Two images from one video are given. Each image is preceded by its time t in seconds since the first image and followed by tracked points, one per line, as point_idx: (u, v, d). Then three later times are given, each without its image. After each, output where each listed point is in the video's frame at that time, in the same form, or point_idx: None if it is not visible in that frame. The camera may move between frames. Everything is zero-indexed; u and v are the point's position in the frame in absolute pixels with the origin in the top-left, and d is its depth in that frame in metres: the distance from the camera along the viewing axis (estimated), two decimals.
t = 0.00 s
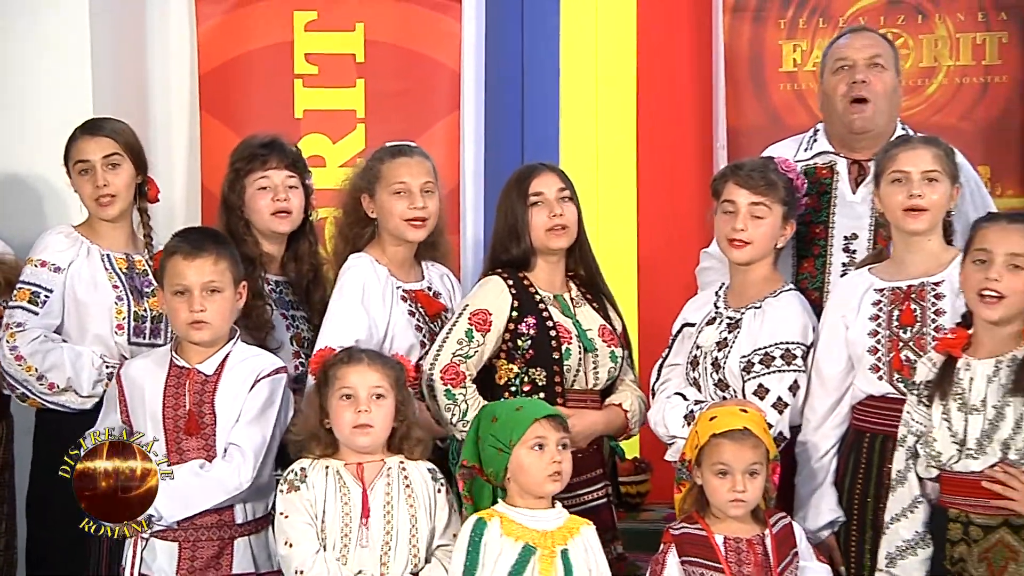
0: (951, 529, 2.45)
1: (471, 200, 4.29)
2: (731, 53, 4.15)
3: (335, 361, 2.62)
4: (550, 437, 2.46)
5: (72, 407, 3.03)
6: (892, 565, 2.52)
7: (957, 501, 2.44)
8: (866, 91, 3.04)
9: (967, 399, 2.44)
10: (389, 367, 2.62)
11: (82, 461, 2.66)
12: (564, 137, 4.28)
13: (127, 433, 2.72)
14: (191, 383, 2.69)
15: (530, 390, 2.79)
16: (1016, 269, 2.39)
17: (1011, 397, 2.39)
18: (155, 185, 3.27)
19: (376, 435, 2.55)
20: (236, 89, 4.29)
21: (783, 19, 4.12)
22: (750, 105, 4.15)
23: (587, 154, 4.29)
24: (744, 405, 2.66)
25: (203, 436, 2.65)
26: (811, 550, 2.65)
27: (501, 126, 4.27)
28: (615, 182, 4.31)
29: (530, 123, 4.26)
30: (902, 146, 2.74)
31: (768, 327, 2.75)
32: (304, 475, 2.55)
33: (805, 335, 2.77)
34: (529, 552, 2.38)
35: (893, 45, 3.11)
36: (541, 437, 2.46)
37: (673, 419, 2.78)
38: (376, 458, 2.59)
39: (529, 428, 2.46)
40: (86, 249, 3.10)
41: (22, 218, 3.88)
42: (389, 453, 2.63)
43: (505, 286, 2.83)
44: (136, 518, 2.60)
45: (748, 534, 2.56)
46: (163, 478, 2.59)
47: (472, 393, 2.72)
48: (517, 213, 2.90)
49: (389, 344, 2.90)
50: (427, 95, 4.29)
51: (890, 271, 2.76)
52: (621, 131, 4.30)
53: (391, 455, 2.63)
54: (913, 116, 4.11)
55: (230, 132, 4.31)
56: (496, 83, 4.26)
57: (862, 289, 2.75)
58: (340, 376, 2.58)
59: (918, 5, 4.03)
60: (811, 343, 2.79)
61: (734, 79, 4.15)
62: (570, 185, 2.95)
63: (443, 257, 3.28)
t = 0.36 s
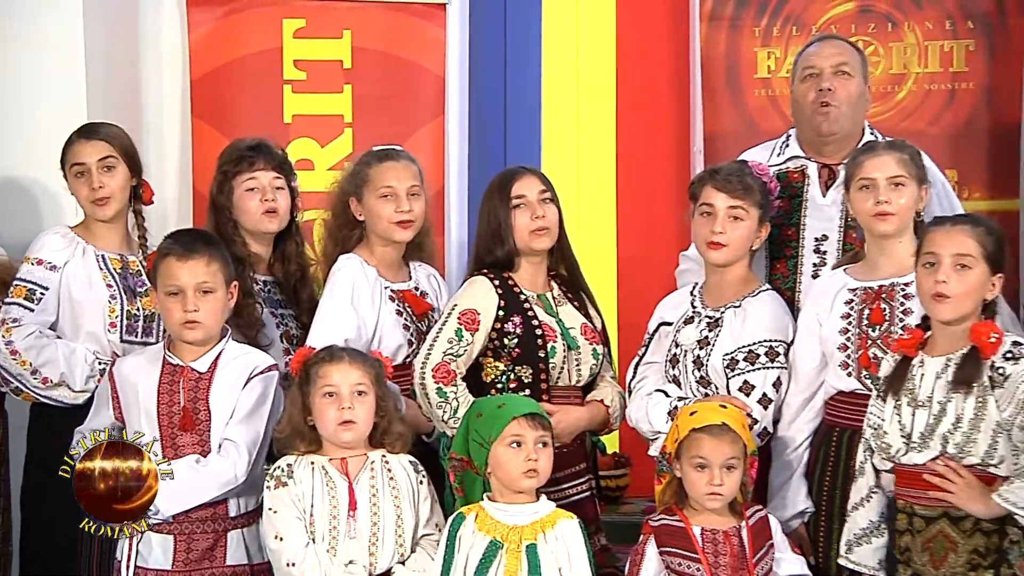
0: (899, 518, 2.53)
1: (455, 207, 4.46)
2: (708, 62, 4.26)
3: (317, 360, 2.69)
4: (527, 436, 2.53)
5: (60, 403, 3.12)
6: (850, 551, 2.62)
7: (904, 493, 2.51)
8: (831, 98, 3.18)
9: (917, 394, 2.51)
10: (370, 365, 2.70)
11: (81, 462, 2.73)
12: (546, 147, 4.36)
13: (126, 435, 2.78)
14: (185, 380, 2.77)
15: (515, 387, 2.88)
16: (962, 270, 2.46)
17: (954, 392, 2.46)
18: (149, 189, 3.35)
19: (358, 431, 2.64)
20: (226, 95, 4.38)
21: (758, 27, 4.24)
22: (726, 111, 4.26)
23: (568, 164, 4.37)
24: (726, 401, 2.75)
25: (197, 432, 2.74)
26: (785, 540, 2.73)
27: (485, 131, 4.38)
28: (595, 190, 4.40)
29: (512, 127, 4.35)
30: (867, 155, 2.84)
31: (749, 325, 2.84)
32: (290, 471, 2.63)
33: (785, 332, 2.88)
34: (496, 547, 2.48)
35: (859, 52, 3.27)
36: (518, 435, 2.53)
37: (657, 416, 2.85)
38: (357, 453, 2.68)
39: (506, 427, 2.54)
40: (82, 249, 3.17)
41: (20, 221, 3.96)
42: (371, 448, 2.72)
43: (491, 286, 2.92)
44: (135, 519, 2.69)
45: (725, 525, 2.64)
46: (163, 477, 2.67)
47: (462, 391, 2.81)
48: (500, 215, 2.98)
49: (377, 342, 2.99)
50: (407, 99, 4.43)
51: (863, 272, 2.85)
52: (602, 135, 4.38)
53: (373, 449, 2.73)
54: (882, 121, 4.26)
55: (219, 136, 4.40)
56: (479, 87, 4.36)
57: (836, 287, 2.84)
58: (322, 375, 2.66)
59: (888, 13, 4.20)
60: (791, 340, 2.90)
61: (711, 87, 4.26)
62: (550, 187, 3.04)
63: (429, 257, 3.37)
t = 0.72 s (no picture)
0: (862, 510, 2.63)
1: (439, 206, 4.59)
2: (683, 69, 4.38)
3: (303, 358, 2.79)
4: (517, 435, 2.65)
5: (63, 401, 3.22)
6: (813, 538, 2.71)
7: (868, 485, 2.61)
8: (808, 107, 3.30)
9: (882, 389, 2.60)
10: (356, 362, 2.79)
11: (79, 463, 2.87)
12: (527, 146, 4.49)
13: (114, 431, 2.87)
14: (177, 377, 2.86)
15: (490, 383, 2.98)
16: (928, 271, 2.55)
17: (919, 388, 2.55)
18: (136, 196, 3.46)
19: (336, 426, 2.72)
20: (216, 96, 4.44)
21: (731, 35, 4.36)
22: (700, 113, 4.38)
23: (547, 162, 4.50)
24: (707, 399, 2.83)
25: (189, 428, 2.83)
26: (757, 536, 2.82)
27: (467, 134, 4.50)
28: (574, 188, 4.53)
29: (494, 131, 4.46)
30: (839, 159, 2.93)
31: (729, 324, 2.92)
32: (273, 463, 2.76)
33: (762, 328, 2.97)
34: (518, 536, 2.58)
35: (834, 62, 3.38)
36: (509, 436, 2.64)
37: (641, 413, 2.89)
38: (342, 448, 2.76)
39: (499, 426, 2.64)
40: (73, 251, 3.27)
41: (19, 224, 4.05)
42: (357, 444, 2.78)
43: (467, 285, 3.01)
44: (135, 520, 2.79)
45: (700, 519, 2.72)
46: (164, 477, 2.75)
47: (433, 387, 2.91)
48: (479, 218, 3.08)
49: (360, 341, 3.08)
50: (392, 106, 4.53)
51: (833, 272, 2.96)
52: (580, 137, 4.53)
53: (357, 444, 2.79)
54: (850, 127, 4.40)
55: (210, 142, 4.46)
56: (462, 92, 4.49)
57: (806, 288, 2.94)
58: (304, 372, 2.76)
59: (857, 22, 4.34)
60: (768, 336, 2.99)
61: (688, 96, 4.38)
62: (530, 190, 3.13)
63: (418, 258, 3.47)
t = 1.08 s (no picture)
0: (844, 505, 2.68)
1: (422, 208, 4.72)
2: (658, 74, 4.48)
3: (290, 354, 2.89)
4: (496, 431, 2.74)
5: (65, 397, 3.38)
6: (788, 529, 2.73)
7: (850, 479, 2.67)
8: (795, 112, 3.39)
9: (867, 386, 2.68)
10: (342, 359, 2.88)
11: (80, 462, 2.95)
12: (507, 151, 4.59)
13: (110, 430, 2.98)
14: (166, 373, 2.95)
15: (465, 380, 3.07)
16: (909, 274, 2.65)
17: (906, 386, 2.63)
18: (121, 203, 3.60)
19: (322, 420, 2.81)
20: (207, 100, 4.54)
21: (705, 43, 4.46)
22: (675, 122, 4.49)
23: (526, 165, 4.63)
24: (682, 395, 2.93)
25: (176, 423, 2.92)
26: (732, 527, 2.91)
27: (451, 141, 4.60)
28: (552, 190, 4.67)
29: (476, 138, 4.57)
30: (822, 159, 3.00)
31: (703, 321, 3.03)
32: (262, 456, 2.85)
33: (732, 325, 3.07)
34: (507, 532, 2.69)
35: (819, 70, 3.47)
36: (490, 433, 2.73)
37: (618, 409, 2.98)
38: (327, 444, 2.86)
39: (480, 423, 2.73)
40: (64, 254, 3.41)
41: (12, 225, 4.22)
42: (341, 439, 2.88)
43: (444, 283, 3.12)
44: (136, 520, 2.88)
45: (678, 512, 2.81)
46: (164, 477, 2.84)
47: (404, 381, 3.02)
48: (460, 218, 3.18)
49: (340, 338, 3.18)
50: (377, 113, 4.65)
51: (804, 273, 3.05)
52: (560, 141, 4.65)
53: (343, 439, 2.89)
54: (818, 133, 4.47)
55: (201, 146, 4.56)
56: (446, 99, 4.59)
57: (778, 287, 3.03)
58: (293, 368, 2.85)
59: (826, 31, 4.45)
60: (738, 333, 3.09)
61: (662, 98, 4.48)
62: (512, 194, 3.22)
63: (409, 258, 3.56)
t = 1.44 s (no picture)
0: (832, 504, 2.72)
1: (405, 210, 4.76)
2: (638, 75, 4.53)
3: (270, 353, 2.93)
4: (481, 441, 2.73)
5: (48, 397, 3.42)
6: (776, 530, 2.78)
7: (837, 478, 2.72)
8: (773, 113, 3.45)
9: (851, 383, 2.73)
10: (324, 356, 2.93)
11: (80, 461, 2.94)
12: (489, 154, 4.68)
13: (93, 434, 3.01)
14: (155, 373, 2.98)
15: (445, 378, 3.12)
16: (893, 270, 2.70)
17: (891, 384, 2.69)
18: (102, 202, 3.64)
19: (309, 418, 2.85)
20: (189, 104, 4.56)
21: (683, 47, 4.52)
22: (654, 122, 4.55)
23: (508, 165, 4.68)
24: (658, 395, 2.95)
25: (166, 421, 2.95)
26: (710, 525, 2.95)
27: (435, 141, 4.69)
28: (536, 190, 4.72)
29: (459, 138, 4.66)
30: (804, 162, 3.06)
31: (673, 321, 3.08)
32: (251, 458, 2.83)
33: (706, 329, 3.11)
34: (451, 535, 2.67)
35: (795, 73, 3.54)
36: (474, 442, 2.72)
37: (586, 404, 3.10)
38: (310, 441, 2.89)
39: (466, 431, 2.72)
40: (47, 255, 3.45)
41: None
42: (325, 437, 2.94)
43: (424, 284, 3.16)
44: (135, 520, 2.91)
45: (657, 509, 2.86)
46: (164, 477, 2.87)
47: (383, 378, 3.05)
48: (444, 219, 3.22)
49: (324, 338, 3.22)
50: (359, 113, 4.66)
51: (781, 273, 3.10)
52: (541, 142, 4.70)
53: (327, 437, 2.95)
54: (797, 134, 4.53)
55: (184, 147, 4.58)
56: (430, 99, 4.68)
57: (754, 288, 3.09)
58: (276, 365, 2.88)
59: (803, 35, 4.51)
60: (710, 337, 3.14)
61: (640, 95, 4.54)
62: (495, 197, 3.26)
63: (392, 259, 3.61)
